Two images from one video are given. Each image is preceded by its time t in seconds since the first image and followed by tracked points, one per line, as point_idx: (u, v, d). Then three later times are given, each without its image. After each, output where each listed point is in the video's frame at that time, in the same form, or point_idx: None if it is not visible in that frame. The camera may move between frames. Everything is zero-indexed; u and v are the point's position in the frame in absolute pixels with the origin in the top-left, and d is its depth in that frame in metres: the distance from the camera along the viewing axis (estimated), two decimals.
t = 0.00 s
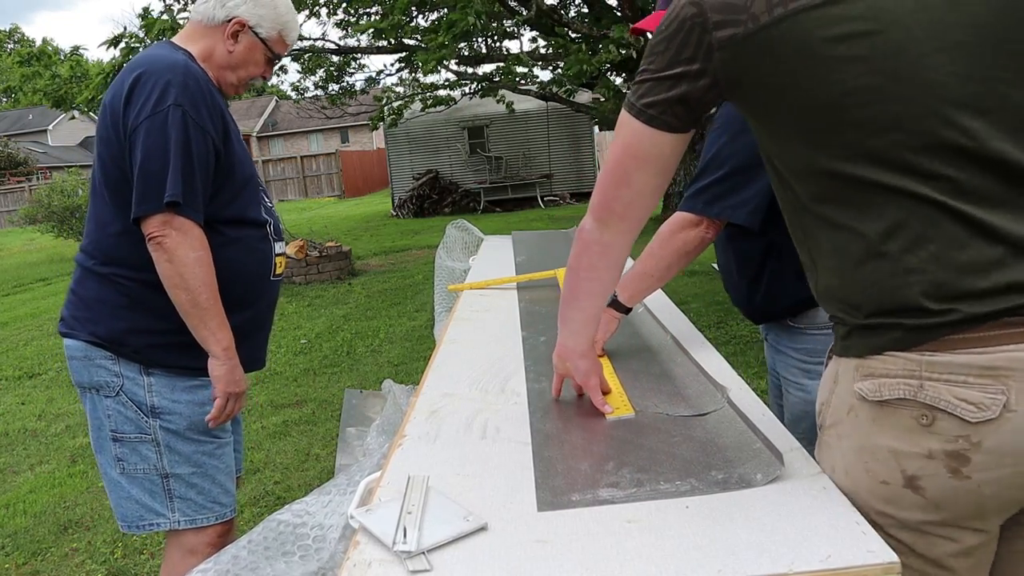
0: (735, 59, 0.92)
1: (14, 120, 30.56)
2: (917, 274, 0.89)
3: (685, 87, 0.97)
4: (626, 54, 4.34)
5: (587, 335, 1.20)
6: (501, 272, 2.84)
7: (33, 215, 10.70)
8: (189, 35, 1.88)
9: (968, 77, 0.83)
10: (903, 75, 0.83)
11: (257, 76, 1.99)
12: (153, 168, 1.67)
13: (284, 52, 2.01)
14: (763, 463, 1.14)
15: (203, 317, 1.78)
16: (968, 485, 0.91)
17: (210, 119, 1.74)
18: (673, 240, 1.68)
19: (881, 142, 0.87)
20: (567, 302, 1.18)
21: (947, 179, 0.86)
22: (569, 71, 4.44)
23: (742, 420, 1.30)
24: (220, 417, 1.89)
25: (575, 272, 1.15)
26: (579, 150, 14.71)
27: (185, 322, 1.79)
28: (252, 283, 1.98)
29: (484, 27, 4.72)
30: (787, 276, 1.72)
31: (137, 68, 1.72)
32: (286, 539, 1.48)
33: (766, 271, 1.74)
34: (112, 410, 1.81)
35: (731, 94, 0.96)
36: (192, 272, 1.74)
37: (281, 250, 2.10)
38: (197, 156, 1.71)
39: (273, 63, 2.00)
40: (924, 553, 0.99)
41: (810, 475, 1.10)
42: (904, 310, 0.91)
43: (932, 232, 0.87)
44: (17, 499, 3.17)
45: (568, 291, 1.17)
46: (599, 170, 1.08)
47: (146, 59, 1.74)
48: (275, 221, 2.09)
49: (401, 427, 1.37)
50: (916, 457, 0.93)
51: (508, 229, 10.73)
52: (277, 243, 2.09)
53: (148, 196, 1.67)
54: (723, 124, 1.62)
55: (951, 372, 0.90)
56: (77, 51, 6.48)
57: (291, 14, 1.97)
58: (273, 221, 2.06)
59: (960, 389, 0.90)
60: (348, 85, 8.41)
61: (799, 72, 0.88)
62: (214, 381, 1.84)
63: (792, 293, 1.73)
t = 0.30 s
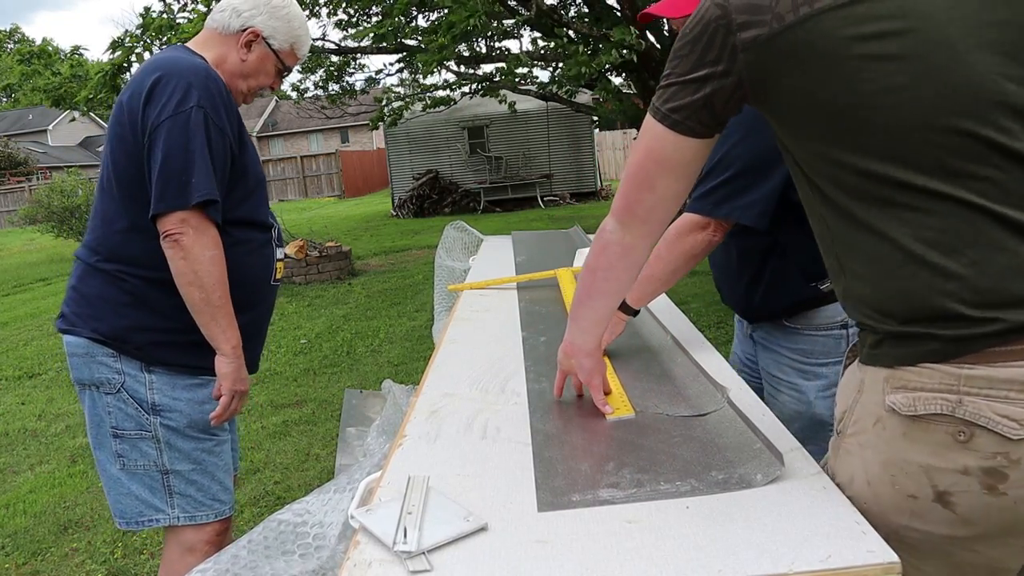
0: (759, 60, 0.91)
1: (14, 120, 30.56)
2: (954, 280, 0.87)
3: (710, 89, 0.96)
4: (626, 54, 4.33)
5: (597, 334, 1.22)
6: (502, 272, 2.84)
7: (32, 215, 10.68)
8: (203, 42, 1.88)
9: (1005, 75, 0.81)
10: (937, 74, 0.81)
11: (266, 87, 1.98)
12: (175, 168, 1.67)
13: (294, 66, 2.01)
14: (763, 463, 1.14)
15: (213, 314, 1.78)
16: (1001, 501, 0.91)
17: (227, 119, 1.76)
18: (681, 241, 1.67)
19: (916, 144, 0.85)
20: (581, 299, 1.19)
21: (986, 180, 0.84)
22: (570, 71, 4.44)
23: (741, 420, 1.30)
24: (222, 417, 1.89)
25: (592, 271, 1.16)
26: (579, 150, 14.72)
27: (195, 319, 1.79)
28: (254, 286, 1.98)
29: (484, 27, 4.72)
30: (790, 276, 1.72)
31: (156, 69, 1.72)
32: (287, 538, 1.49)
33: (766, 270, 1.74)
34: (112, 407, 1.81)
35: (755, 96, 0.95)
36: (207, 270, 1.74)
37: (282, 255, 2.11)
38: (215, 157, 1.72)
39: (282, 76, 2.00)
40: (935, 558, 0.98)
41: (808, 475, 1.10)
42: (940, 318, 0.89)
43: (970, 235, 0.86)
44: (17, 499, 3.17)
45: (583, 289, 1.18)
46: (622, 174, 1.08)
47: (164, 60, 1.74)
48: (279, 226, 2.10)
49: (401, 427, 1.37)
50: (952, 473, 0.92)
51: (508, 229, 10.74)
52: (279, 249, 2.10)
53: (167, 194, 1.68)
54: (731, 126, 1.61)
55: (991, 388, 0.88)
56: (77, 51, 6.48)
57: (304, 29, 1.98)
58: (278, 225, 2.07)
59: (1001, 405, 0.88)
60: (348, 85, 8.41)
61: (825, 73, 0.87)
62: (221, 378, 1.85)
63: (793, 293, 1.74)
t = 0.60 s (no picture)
0: (753, 54, 0.91)
1: (14, 120, 30.56)
2: (945, 275, 0.86)
3: (704, 84, 0.96)
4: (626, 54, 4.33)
5: (595, 333, 1.22)
6: (502, 272, 2.84)
7: (33, 215, 10.66)
8: (208, 45, 1.88)
9: (1002, 69, 0.81)
10: (933, 65, 0.81)
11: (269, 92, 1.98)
12: (184, 168, 1.67)
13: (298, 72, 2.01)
14: (763, 464, 1.14)
15: (224, 313, 1.80)
16: (999, 504, 0.90)
17: (234, 123, 1.76)
18: (683, 238, 1.64)
19: (907, 138, 0.85)
20: (581, 299, 1.19)
21: (978, 175, 0.84)
22: (570, 70, 4.44)
23: (741, 420, 1.30)
24: (237, 408, 1.92)
25: (591, 271, 1.15)
26: (579, 150, 14.72)
27: (206, 318, 1.81)
28: (257, 287, 1.98)
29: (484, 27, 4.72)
30: (779, 272, 1.76)
31: (164, 73, 1.72)
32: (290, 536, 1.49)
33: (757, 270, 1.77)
34: (121, 403, 1.81)
35: (748, 92, 0.96)
36: (217, 271, 1.75)
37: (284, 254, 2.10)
38: (222, 160, 1.72)
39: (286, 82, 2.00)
40: (934, 560, 0.98)
41: (808, 476, 1.10)
42: (933, 316, 0.89)
43: (961, 229, 0.85)
44: (17, 499, 3.17)
45: (583, 289, 1.18)
46: (618, 173, 1.08)
47: (173, 63, 1.74)
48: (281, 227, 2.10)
49: (401, 427, 1.37)
50: (947, 476, 0.91)
51: (508, 229, 10.73)
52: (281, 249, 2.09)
53: (176, 196, 1.68)
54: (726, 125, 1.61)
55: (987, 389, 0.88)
56: (77, 52, 6.49)
57: (308, 36, 1.97)
58: (281, 227, 2.07)
59: (997, 407, 0.88)
60: (348, 85, 8.42)
61: (819, 66, 0.87)
62: (233, 373, 1.87)
63: (783, 291, 1.79)
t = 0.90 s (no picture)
0: (752, 55, 0.91)
1: (14, 120, 30.55)
2: (944, 281, 0.86)
3: (704, 85, 0.97)
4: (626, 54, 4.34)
5: (598, 332, 1.22)
6: (502, 272, 2.84)
7: (32, 215, 10.64)
8: (207, 48, 1.88)
9: (1002, 72, 0.80)
10: (932, 67, 0.80)
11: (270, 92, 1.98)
12: (182, 168, 1.68)
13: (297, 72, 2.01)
14: (763, 464, 1.14)
15: (220, 310, 1.79)
16: (998, 507, 0.90)
17: (232, 123, 1.76)
18: (684, 234, 1.65)
19: (906, 142, 0.84)
20: (585, 298, 1.19)
21: (977, 180, 0.83)
22: (569, 71, 4.44)
23: (741, 420, 1.30)
24: (222, 403, 1.89)
25: (594, 270, 1.16)
26: (579, 149, 14.72)
27: (203, 315, 1.80)
28: (256, 286, 1.98)
29: (484, 28, 4.72)
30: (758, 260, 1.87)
31: (163, 75, 1.72)
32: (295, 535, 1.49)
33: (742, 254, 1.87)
34: (128, 398, 1.81)
35: (747, 93, 0.96)
36: (213, 270, 1.75)
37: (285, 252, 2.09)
38: (220, 160, 1.72)
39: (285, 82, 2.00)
40: (932, 561, 0.98)
41: (808, 476, 1.10)
42: (931, 320, 0.89)
43: (960, 235, 0.85)
44: (17, 499, 3.17)
45: (585, 288, 1.18)
46: (620, 174, 1.09)
47: (171, 65, 1.74)
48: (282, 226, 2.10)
49: (401, 427, 1.37)
50: (945, 479, 0.91)
51: (508, 229, 10.73)
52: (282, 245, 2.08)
53: (175, 196, 1.68)
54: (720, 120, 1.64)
55: (985, 392, 0.88)
56: (77, 53, 6.49)
57: (305, 35, 1.97)
58: (281, 226, 2.07)
59: (995, 410, 0.87)
60: (348, 85, 8.42)
61: (818, 68, 0.86)
62: (224, 368, 1.86)
63: (761, 284, 1.91)
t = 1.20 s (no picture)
0: (750, 58, 0.91)
1: (14, 119, 30.56)
2: (941, 286, 0.86)
3: (703, 87, 0.97)
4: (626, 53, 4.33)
5: (597, 333, 1.22)
6: (501, 272, 2.84)
7: (32, 215, 10.63)
8: (200, 48, 1.88)
9: (1001, 75, 0.79)
10: (930, 70, 0.80)
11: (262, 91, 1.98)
12: (164, 167, 1.68)
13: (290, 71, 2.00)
14: (763, 464, 1.14)
15: (206, 304, 1.79)
16: (994, 512, 0.90)
17: (216, 122, 1.75)
18: (686, 236, 1.64)
19: (903, 146, 0.84)
20: (585, 299, 1.19)
21: (975, 185, 0.83)
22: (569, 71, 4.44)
23: (741, 420, 1.30)
24: (227, 397, 1.90)
25: (595, 271, 1.16)
26: (579, 149, 14.72)
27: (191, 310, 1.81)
28: (251, 285, 1.98)
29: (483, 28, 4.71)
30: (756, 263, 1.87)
31: (150, 76, 1.73)
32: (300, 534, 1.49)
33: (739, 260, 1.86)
34: (138, 395, 1.83)
35: (746, 96, 0.96)
36: (196, 265, 1.74)
37: (280, 249, 2.07)
38: (204, 156, 1.72)
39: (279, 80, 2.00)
40: (931, 564, 0.98)
41: (808, 476, 1.10)
42: (928, 324, 0.89)
43: (958, 240, 0.84)
44: (17, 499, 3.17)
45: (585, 288, 1.19)
46: (620, 175, 1.09)
47: (158, 66, 1.75)
48: (277, 222, 2.09)
49: (401, 426, 1.37)
50: (942, 483, 0.91)
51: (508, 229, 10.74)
52: (277, 243, 2.06)
53: (158, 193, 1.69)
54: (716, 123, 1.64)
55: (981, 398, 0.88)
56: (77, 53, 6.49)
57: (298, 34, 1.96)
58: (275, 222, 2.06)
59: (991, 415, 0.88)
60: (348, 85, 8.41)
61: (815, 70, 0.86)
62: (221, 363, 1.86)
63: (758, 283, 1.91)
